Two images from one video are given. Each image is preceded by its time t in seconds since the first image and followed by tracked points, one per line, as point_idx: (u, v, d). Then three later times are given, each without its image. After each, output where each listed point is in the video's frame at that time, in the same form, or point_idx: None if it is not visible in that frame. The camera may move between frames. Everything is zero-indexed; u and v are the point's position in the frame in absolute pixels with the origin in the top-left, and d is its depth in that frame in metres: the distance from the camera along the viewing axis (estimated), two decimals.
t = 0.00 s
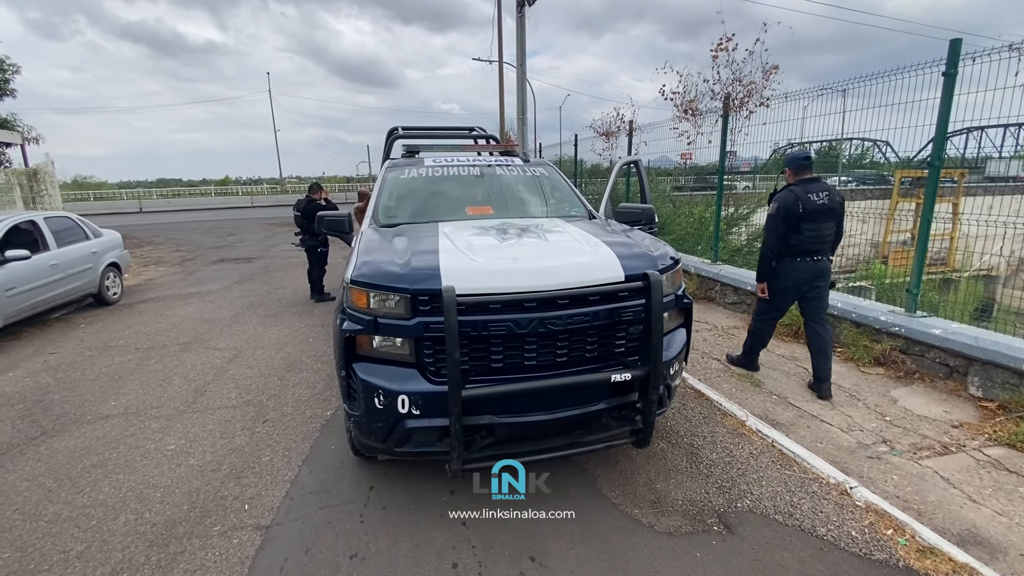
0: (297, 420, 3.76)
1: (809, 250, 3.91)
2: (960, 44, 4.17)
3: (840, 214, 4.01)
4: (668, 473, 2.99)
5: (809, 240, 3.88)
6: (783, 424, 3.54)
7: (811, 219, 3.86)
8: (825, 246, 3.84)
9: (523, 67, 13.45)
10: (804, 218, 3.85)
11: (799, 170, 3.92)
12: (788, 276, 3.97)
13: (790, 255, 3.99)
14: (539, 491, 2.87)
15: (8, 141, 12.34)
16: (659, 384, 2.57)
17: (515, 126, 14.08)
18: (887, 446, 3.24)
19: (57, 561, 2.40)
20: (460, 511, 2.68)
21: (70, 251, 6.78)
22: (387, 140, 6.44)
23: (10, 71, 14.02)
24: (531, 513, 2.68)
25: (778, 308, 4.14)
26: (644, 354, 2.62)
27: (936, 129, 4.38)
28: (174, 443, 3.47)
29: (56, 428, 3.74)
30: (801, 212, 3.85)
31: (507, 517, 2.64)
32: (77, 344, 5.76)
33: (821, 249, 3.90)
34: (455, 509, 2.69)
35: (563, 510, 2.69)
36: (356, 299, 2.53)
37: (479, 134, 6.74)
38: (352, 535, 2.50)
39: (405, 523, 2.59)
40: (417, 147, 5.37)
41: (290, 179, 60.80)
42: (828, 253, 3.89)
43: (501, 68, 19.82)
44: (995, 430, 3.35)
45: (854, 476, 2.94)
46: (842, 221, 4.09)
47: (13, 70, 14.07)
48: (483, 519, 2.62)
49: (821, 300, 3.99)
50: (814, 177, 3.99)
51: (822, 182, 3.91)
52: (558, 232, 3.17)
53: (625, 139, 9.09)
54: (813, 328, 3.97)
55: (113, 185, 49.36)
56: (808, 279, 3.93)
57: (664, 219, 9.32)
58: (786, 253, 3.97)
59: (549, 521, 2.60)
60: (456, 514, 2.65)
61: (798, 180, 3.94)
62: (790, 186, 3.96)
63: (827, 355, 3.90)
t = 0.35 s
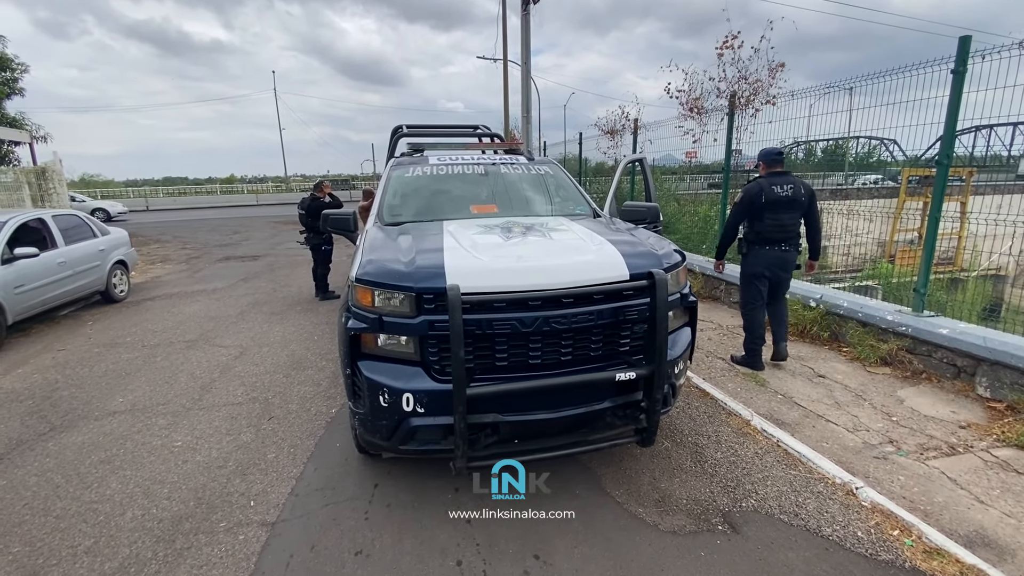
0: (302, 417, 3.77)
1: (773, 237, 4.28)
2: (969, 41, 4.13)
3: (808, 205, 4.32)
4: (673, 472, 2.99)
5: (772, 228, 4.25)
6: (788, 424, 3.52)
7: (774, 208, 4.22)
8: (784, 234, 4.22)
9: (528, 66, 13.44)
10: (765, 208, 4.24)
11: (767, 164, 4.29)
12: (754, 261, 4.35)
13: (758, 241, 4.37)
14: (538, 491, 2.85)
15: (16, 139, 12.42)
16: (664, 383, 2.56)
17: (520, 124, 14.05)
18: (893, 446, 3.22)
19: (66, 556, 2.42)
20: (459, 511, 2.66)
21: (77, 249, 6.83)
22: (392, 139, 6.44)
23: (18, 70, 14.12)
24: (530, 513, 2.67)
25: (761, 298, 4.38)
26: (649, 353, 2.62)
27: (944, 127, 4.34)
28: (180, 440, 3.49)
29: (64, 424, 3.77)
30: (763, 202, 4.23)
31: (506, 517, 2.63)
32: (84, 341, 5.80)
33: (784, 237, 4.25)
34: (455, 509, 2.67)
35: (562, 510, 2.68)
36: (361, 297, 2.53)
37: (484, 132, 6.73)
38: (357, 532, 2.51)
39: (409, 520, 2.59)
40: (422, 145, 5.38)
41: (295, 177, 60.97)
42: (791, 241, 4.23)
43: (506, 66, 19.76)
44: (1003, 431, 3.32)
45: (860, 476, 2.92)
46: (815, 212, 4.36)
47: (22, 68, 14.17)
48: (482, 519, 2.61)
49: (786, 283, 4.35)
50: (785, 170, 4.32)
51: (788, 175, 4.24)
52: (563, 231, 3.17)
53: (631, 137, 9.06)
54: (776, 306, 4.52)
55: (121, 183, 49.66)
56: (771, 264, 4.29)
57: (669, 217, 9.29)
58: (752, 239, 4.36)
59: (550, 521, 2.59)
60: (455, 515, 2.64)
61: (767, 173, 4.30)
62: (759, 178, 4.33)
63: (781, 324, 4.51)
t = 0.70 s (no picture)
0: (304, 414, 3.79)
1: (755, 236, 4.43)
2: (973, 38, 4.12)
3: (786, 207, 4.52)
4: (674, 470, 2.99)
5: (755, 227, 4.39)
6: (790, 422, 3.52)
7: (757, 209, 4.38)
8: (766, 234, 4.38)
9: (531, 64, 13.42)
10: (750, 209, 4.38)
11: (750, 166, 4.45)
12: (737, 258, 4.48)
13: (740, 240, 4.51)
14: (538, 490, 2.84)
15: (20, 138, 12.47)
16: (664, 381, 2.57)
17: (523, 122, 14.04)
18: (895, 445, 3.22)
19: (70, 550, 2.44)
20: (458, 511, 2.65)
21: (81, 246, 6.86)
22: (394, 137, 6.45)
23: (23, 69, 14.18)
24: (530, 512, 2.65)
25: (745, 295, 4.49)
26: (650, 351, 2.62)
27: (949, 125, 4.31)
28: (184, 436, 3.51)
29: (68, 421, 3.80)
30: (748, 204, 4.37)
31: (505, 517, 2.61)
32: (89, 338, 5.83)
33: (765, 236, 4.41)
34: (454, 509, 2.66)
35: (562, 510, 2.67)
36: (362, 294, 2.54)
37: (486, 130, 6.73)
38: (358, 528, 2.52)
39: (410, 516, 2.61)
40: (424, 143, 5.38)
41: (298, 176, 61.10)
42: (773, 240, 4.39)
43: (508, 65, 19.70)
44: (1005, 430, 3.31)
45: (861, 475, 2.92)
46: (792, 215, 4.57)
47: (27, 67, 14.23)
48: (481, 519, 2.59)
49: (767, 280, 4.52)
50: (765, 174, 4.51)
51: (770, 179, 4.43)
52: (564, 229, 3.16)
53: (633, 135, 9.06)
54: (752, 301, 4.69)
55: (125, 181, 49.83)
56: (754, 261, 4.44)
57: (671, 216, 9.29)
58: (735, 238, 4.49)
59: (550, 520, 2.58)
60: (454, 514, 2.63)
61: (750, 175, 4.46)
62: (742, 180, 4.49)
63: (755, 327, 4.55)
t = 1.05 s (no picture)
0: (304, 412, 3.79)
1: (741, 226, 4.86)
2: (975, 37, 4.11)
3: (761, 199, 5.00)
4: (673, 468, 2.99)
5: (743, 218, 4.82)
6: (789, 421, 3.53)
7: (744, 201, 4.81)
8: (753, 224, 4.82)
9: (532, 62, 13.41)
10: (740, 201, 4.77)
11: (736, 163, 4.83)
12: (726, 248, 4.87)
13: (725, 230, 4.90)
14: (538, 490, 2.83)
15: (21, 136, 12.46)
16: (663, 380, 2.57)
17: (523, 121, 14.03)
18: (894, 444, 3.22)
19: (70, 547, 2.45)
20: (458, 511, 2.64)
21: (82, 244, 6.86)
22: (394, 135, 6.45)
23: (23, 67, 14.16)
24: (530, 513, 2.64)
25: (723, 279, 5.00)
26: (649, 349, 2.62)
27: (950, 123, 4.30)
28: (184, 434, 3.52)
29: (69, 418, 3.81)
30: (738, 197, 4.76)
31: (505, 517, 2.60)
32: (89, 336, 5.84)
33: (750, 226, 4.86)
34: (454, 509, 2.65)
35: (562, 510, 2.66)
36: (362, 292, 2.55)
37: (486, 129, 6.73)
38: (358, 525, 2.53)
39: (409, 514, 2.61)
40: (424, 142, 5.38)
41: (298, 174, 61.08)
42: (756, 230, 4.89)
43: (508, 63, 19.65)
44: (1005, 430, 3.31)
45: (860, 474, 2.92)
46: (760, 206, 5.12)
47: (27, 65, 14.21)
48: (481, 519, 2.58)
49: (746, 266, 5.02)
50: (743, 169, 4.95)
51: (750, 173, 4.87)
52: (564, 228, 3.16)
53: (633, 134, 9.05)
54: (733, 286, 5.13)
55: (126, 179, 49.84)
56: (741, 250, 4.87)
57: (671, 214, 9.29)
58: (724, 228, 4.85)
59: (549, 520, 2.57)
60: (454, 514, 2.61)
61: (734, 170, 4.85)
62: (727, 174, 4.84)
63: (738, 310, 5.02)
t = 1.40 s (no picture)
0: (303, 411, 3.79)
1: (712, 230, 5.04)
2: (974, 37, 4.11)
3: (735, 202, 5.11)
4: (672, 468, 3.00)
5: (712, 223, 5.01)
6: (787, 420, 3.53)
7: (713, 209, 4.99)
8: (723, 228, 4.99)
9: (531, 61, 13.40)
10: (709, 207, 4.94)
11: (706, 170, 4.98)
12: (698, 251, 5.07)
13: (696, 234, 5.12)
14: (539, 490, 2.83)
15: (20, 134, 12.45)
16: (662, 379, 2.57)
17: (523, 120, 14.02)
18: (891, 443, 3.23)
19: (69, 546, 2.45)
20: (458, 510, 2.63)
21: (81, 243, 6.85)
22: (394, 134, 6.45)
23: (22, 64, 14.14)
24: (530, 513, 2.64)
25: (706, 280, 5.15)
26: (648, 349, 2.62)
27: (949, 123, 4.30)
28: (183, 432, 3.52)
29: (68, 417, 3.81)
30: (707, 203, 4.92)
31: (506, 517, 2.60)
32: (88, 334, 5.84)
33: (721, 230, 5.03)
34: (454, 509, 2.64)
35: (563, 509, 2.66)
36: (362, 291, 2.55)
37: (486, 128, 6.73)
38: (356, 524, 2.53)
39: (408, 513, 2.61)
40: (424, 141, 5.38)
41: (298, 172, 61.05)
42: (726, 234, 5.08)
43: (508, 62, 19.62)
44: (1002, 429, 3.32)
45: (858, 473, 2.93)
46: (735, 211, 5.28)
47: (26, 63, 14.19)
48: (481, 519, 2.57)
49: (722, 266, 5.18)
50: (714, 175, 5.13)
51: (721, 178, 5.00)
52: (564, 227, 3.16)
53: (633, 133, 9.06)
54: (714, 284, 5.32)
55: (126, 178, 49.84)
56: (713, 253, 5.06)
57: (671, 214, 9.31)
58: (696, 232, 5.07)
59: (549, 520, 2.57)
60: (454, 514, 2.61)
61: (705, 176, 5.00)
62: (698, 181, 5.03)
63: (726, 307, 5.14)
